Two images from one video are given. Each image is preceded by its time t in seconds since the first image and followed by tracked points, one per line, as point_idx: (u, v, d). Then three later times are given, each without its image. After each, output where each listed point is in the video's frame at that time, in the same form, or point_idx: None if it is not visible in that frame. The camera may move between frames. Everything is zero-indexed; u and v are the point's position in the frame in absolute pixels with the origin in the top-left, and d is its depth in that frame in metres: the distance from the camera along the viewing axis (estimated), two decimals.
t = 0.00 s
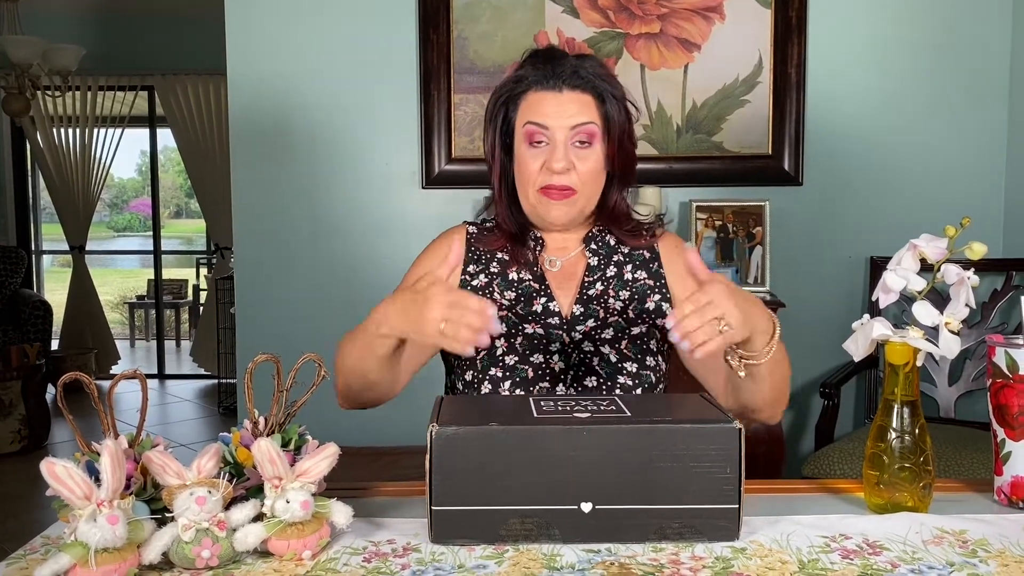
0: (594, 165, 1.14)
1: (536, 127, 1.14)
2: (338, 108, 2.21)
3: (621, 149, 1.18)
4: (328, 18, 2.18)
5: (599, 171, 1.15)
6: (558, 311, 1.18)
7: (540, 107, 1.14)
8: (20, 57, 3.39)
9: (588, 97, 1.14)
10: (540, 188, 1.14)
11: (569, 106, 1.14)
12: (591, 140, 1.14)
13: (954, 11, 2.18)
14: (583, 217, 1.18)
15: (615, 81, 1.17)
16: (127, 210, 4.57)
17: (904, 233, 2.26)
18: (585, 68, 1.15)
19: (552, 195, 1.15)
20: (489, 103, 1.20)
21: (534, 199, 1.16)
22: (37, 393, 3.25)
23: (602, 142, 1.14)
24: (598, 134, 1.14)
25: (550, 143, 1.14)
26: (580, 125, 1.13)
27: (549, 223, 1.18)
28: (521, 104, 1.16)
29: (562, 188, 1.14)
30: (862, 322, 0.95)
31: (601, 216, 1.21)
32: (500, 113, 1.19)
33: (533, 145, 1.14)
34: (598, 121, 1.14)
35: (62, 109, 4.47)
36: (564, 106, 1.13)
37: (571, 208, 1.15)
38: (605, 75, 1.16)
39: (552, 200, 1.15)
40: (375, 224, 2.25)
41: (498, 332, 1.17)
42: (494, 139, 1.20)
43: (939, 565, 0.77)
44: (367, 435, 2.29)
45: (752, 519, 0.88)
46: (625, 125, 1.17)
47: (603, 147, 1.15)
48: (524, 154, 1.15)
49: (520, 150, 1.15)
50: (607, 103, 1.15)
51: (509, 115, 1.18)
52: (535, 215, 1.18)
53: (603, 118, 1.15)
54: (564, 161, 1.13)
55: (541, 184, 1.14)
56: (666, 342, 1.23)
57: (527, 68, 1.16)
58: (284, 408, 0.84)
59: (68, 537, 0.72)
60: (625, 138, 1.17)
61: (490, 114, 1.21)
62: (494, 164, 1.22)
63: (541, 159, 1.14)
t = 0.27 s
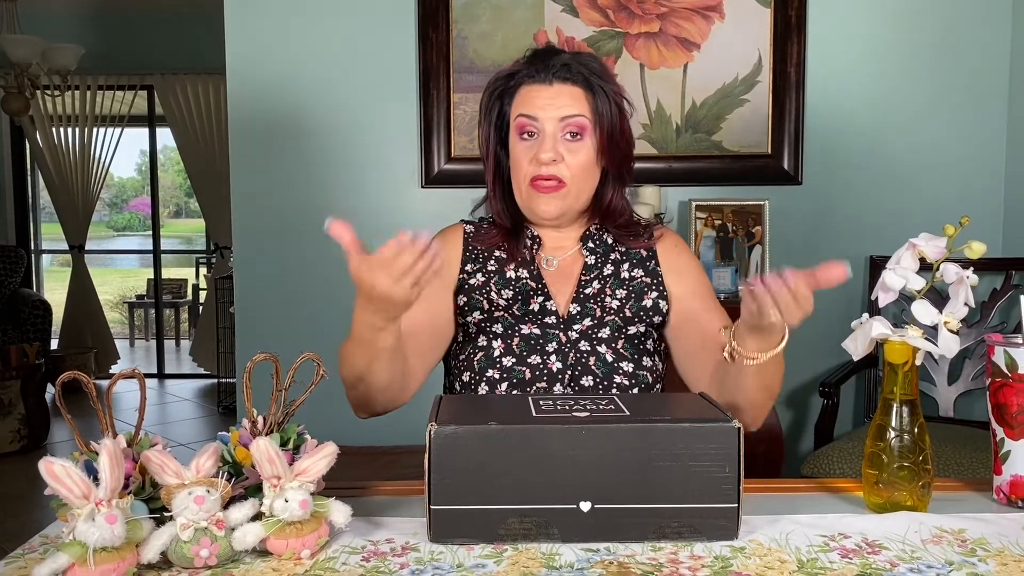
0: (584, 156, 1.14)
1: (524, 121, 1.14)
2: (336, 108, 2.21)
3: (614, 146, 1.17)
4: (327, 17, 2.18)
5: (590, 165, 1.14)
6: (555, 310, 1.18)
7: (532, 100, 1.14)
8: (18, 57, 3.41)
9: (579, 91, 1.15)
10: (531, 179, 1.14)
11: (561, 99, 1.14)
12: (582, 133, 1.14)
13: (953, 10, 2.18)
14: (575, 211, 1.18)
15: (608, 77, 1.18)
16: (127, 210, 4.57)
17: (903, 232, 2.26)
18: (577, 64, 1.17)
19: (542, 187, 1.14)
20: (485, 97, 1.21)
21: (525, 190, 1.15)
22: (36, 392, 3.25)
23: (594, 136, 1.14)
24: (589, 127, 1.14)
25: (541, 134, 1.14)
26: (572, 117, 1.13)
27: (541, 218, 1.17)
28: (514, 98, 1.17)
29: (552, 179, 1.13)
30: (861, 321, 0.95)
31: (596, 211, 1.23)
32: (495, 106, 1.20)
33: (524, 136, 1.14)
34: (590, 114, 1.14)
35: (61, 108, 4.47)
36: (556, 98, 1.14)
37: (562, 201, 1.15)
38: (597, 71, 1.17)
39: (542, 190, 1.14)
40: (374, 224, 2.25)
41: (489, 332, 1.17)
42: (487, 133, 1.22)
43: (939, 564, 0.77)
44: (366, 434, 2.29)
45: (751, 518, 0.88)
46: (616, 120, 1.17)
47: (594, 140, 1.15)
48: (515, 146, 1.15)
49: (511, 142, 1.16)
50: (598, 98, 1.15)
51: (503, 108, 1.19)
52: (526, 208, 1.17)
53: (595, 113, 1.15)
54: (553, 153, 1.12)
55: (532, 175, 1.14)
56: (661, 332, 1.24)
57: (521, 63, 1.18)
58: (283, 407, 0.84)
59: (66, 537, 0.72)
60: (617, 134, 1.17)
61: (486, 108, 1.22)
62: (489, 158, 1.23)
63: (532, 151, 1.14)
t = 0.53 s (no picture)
0: (583, 163, 1.14)
1: (523, 128, 1.14)
2: (336, 108, 2.21)
3: (613, 150, 1.17)
4: (327, 17, 2.18)
5: (588, 171, 1.15)
6: (555, 314, 1.18)
7: (529, 106, 1.14)
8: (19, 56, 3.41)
9: (576, 96, 1.14)
10: (529, 187, 1.14)
11: (559, 105, 1.14)
12: (580, 139, 1.13)
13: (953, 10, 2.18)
14: (575, 215, 1.18)
15: (607, 81, 1.17)
16: (126, 210, 4.57)
17: (903, 232, 2.26)
18: (574, 68, 1.15)
19: (541, 195, 1.14)
20: (482, 102, 1.21)
21: (524, 198, 1.16)
22: (36, 392, 3.25)
23: (592, 142, 1.14)
24: (587, 133, 1.14)
25: (538, 142, 1.14)
26: (569, 124, 1.13)
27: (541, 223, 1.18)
28: (512, 104, 1.16)
29: (550, 187, 1.14)
30: (861, 321, 0.95)
31: (596, 215, 1.23)
32: (493, 111, 1.20)
33: (522, 144, 1.14)
34: (587, 120, 1.14)
35: (61, 108, 4.47)
36: (553, 105, 1.13)
37: (561, 209, 1.15)
38: (595, 75, 1.16)
39: (541, 199, 1.14)
40: (374, 224, 2.25)
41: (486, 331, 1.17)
42: (485, 137, 1.22)
43: (938, 564, 0.77)
44: (366, 434, 2.29)
45: (750, 518, 0.88)
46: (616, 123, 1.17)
47: (593, 145, 1.15)
48: (514, 154, 1.15)
49: (510, 150, 1.16)
50: (596, 103, 1.15)
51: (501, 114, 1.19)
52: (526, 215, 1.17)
53: (593, 118, 1.14)
54: (551, 161, 1.13)
55: (530, 183, 1.14)
56: (660, 345, 1.22)
57: (518, 68, 1.17)
58: (283, 407, 0.84)
59: (66, 536, 0.72)
60: (617, 139, 1.17)
61: (483, 113, 1.22)
62: (488, 164, 1.23)
63: (530, 159, 1.14)
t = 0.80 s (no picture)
0: (586, 171, 1.14)
1: (525, 137, 1.13)
2: (336, 108, 2.21)
3: (615, 154, 1.17)
4: (327, 18, 2.18)
5: (591, 178, 1.15)
6: (554, 316, 1.17)
7: (530, 115, 1.13)
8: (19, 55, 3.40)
9: (578, 102, 1.13)
10: (532, 197, 1.14)
11: (560, 113, 1.13)
12: (582, 148, 1.13)
13: (953, 10, 2.18)
14: (578, 222, 1.18)
15: (608, 85, 1.16)
16: (127, 210, 4.56)
17: (903, 232, 2.26)
18: (574, 73, 1.14)
19: (544, 205, 1.14)
20: (481, 107, 1.20)
21: (527, 207, 1.15)
22: (36, 392, 3.25)
23: (594, 149, 1.14)
24: (589, 141, 1.13)
25: (540, 151, 1.13)
26: (571, 132, 1.12)
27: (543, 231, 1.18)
28: (512, 111, 1.15)
29: (554, 197, 1.14)
30: (861, 321, 0.95)
31: (598, 220, 1.22)
32: (492, 117, 1.19)
33: (524, 153, 1.14)
34: (589, 127, 1.13)
35: (61, 108, 4.47)
36: (554, 113, 1.12)
37: (565, 217, 1.15)
38: (596, 79, 1.15)
39: (544, 208, 1.14)
40: (375, 224, 2.25)
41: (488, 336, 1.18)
42: (484, 142, 1.22)
43: (938, 564, 0.77)
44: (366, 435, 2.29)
45: (750, 518, 0.88)
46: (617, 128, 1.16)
47: (596, 152, 1.14)
48: (516, 163, 1.14)
49: (511, 158, 1.15)
50: (598, 108, 1.14)
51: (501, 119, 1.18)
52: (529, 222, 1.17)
53: (595, 125, 1.14)
54: (554, 171, 1.12)
55: (532, 192, 1.14)
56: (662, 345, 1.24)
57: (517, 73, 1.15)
58: (283, 407, 0.84)
59: (66, 537, 0.72)
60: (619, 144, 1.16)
61: (481, 118, 1.22)
62: (488, 169, 1.23)
63: (532, 168, 1.13)
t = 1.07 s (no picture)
0: (588, 178, 1.14)
1: (525, 150, 1.13)
2: (336, 109, 2.21)
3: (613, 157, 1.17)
4: (327, 18, 2.18)
5: (594, 185, 1.15)
6: (554, 320, 1.18)
7: (528, 128, 1.13)
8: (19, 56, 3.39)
9: (575, 112, 1.12)
10: (538, 209, 1.14)
11: (558, 124, 1.12)
12: (583, 156, 1.13)
13: (954, 10, 2.18)
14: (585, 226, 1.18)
15: (602, 89, 1.15)
16: (127, 210, 4.56)
17: (903, 232, 2.26)
18: (568, 81, 1.13)
19: (551, 216, 1.14)
20: (475, 121, 1.20)
21: (534, 219, 1.15)
22: (37, 393, 3.25)
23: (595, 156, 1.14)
24: (589, 149, 1.13)
25: (541, 163, 1.13)
26: (571, 142, 1.12)
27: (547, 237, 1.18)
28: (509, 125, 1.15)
29: (561, 207, 1.13)
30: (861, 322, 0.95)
31: (599, 220, 1.24)
32: (488, 130, 1.19)
33: (525, 167, 1.13)
34: (588, 135, 1.13)
35: (62, 109, 4.48)
36: (552, 125, 1.12)
37: (572, 226, 1.15)
38: (590, 85, 1.14)
39: (551, 219, 1.14)
40: (375, 225, 2.25)
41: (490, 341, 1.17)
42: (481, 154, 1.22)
43: (938, 565, 0.77)
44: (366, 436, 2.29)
45: (751, 519, 0.88)
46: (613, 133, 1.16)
47: (596, 160, 1.14)
48: (517, 177, 1.14)
49: (512, 173, 1.15)
50: (595, 114, 1.13)
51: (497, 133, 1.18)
52: (536, 233, 1.17)
53: (593, 132, 1.13)
54: (559, 183, 1.12)
55: (538, 205, 1.14)
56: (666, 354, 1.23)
57: (510, 86, 1.15)
58: (283, 409, 0.84)
59: (67, 538, 0.72)
60: (619, 144, 1.17)
61: (476, 131, 1.22)
62: (487, 179, 1.23)
63: (535, 181, 1.13)
